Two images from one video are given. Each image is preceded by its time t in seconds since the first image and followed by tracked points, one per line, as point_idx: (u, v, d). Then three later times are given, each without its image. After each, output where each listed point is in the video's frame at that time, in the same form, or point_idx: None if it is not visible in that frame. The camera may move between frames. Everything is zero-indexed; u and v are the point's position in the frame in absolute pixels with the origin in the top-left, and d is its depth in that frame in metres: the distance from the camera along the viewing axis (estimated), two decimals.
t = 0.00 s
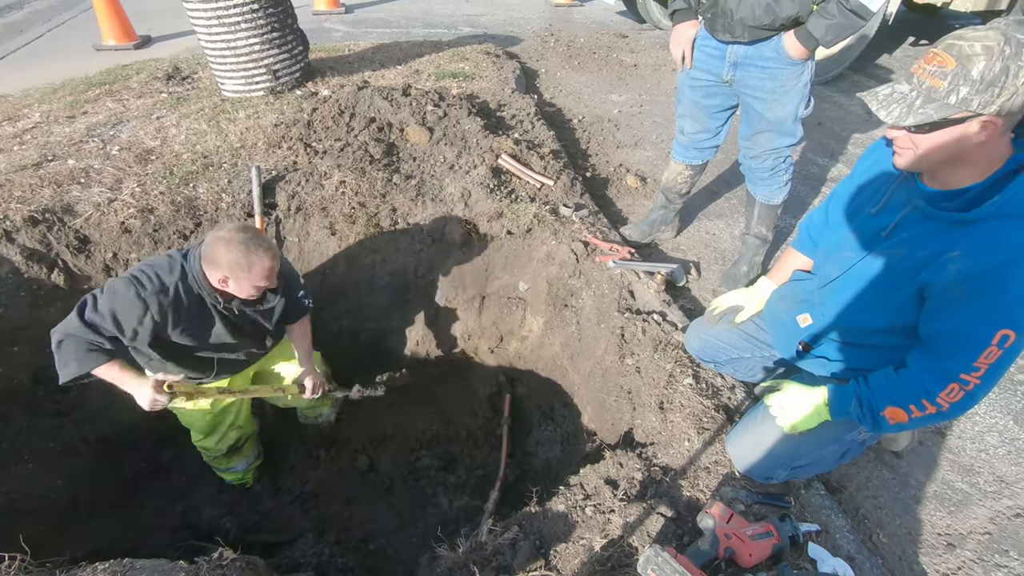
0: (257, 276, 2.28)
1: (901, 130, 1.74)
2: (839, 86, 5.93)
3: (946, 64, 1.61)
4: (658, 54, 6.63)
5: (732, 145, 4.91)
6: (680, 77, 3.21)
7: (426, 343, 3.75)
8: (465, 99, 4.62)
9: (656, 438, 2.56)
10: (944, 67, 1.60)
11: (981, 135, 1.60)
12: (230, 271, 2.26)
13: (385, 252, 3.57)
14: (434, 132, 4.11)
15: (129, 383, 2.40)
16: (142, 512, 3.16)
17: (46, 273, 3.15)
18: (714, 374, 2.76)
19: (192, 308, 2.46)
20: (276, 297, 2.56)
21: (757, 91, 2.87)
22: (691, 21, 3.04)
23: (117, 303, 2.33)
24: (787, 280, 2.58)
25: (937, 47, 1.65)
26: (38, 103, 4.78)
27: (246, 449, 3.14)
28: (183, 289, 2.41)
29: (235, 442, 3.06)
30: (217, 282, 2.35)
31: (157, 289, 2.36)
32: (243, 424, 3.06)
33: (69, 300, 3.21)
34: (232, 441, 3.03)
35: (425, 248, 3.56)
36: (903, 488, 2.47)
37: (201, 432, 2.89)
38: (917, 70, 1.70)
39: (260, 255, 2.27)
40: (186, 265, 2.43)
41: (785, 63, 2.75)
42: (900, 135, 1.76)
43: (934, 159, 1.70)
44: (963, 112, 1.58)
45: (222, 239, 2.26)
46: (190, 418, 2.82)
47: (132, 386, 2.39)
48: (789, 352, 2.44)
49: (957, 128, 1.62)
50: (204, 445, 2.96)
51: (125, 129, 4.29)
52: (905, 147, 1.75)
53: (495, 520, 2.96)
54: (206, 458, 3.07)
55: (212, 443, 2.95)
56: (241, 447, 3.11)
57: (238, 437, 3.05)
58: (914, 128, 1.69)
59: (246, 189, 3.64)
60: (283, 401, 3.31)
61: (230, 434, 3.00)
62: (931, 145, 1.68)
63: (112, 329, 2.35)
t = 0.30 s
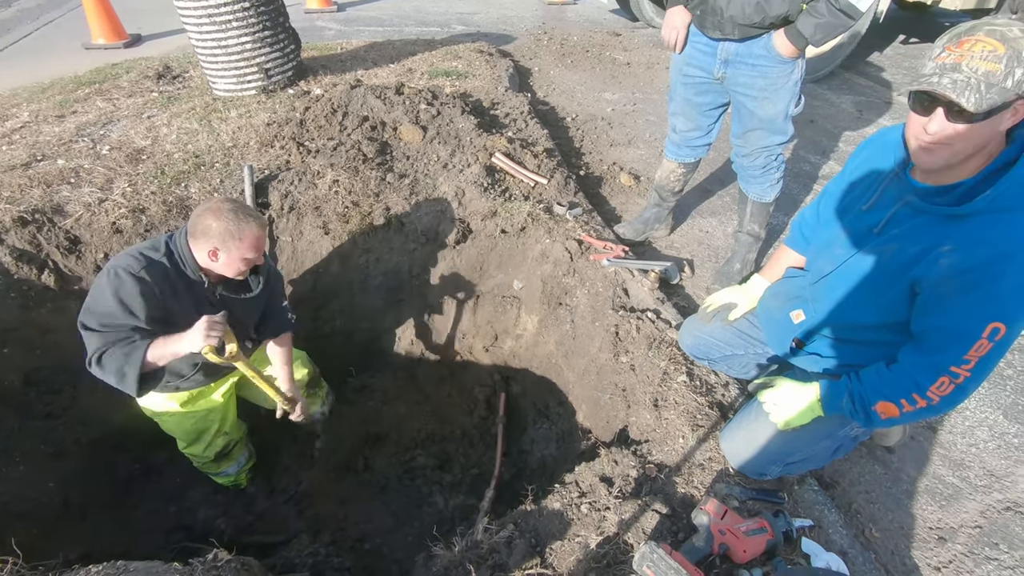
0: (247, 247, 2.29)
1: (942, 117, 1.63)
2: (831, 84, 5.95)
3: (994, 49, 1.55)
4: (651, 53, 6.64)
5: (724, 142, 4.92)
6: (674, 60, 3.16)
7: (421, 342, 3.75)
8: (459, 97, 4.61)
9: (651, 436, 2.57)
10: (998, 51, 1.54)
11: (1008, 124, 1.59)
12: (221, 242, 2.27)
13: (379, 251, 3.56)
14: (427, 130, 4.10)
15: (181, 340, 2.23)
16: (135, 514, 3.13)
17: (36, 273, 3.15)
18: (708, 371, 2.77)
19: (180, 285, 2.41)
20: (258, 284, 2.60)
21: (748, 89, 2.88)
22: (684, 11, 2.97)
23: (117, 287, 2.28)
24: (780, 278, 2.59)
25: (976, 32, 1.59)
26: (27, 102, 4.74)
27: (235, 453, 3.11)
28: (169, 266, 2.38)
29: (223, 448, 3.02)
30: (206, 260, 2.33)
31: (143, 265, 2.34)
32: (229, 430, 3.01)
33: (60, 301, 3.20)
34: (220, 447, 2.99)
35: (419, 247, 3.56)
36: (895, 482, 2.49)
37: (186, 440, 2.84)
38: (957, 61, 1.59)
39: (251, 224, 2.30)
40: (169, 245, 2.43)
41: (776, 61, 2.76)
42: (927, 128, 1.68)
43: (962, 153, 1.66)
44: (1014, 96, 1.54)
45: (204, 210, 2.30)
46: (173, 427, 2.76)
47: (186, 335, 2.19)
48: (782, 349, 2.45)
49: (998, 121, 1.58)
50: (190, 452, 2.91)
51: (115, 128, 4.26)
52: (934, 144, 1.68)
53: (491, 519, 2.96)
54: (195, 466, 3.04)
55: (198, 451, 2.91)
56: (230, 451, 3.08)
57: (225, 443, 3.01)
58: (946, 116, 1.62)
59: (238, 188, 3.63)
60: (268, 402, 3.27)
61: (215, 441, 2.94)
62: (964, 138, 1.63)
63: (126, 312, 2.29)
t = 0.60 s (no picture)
0: (218, 233, 2.25)
1: (968, 102, 1.61)
2: (826, 83, 5.97)
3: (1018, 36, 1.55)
4: (646, 52, 6.65)
5: (720, 142, 4.93)
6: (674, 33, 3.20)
7: (418, 342, 3.75)
8: (454, 97, 4.60)
9: (647, 434, 2.57)
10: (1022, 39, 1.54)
11: (1018, 117, 1.61)
12: (189, 229, 2.22)
13: (375, 251, 3.55)
14: (423, 130, 4.09)
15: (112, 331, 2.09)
16: (131, 516, 3.12)
17: (30, 274, 3.13)
18: (704, 370, 2.77)
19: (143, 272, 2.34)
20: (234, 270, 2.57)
21: (738, 89, 2.89)
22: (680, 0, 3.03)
23: (72, 269, 2.19)
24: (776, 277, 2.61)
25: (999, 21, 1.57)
26: (20, 101, 4.71)
27: (233, 457, 3.09)
28: (135, 253, 2.33)
29: (222, 451, 3.00)
30: (174, 247, 2.29)
31: (104, 251, 2.28)
32: (229, 434, 2.99)
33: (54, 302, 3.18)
34: (219, 451, 2.98)
35: (415, 247, 3.56)
36: (890, 480, 2.50)
37: (184, 444, 2.84)
38: (980, 49, 1.58)
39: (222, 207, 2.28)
40: (137, 235, 2.40)
41: (765, 62, 2.77)
42: (949, 117, 1.65)
43: (979, 145, 1.65)
44: None
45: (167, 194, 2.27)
46: (172, 431, 2.77)
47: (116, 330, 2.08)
48: (779, 346, 2.46)
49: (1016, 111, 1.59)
50: (189, 456, 2.91)
51: (109, 128, 4.24)
52: (954, 133, 1.65)
53: (488, 518, 2.96)
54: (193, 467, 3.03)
55: (196, 453, 2.90)
56: (229, 455, 3.05)
57: (224, 446, 3.00)
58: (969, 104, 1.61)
59: (233, 189, 3.63)
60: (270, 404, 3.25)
61: (214, 445, 2.93)
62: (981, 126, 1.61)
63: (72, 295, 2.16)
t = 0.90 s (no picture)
0: (236, 241, 2.24)
1: (978, 94, 1.60)
2: (823, 83, 5.99)
3: None
4: (643, 53, 6.66)
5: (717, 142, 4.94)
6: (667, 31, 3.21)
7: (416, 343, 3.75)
8: (452, 97, 4.61)
9: (645, 434, 2.57)
10: None
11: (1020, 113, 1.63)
12: (208, 238, 2.21)
13: (372, 251, 3.55)
14: (421, 130, 4.09)
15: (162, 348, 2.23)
16: (128, 518, 3.11)
17: (26, 275, 3.12)
18: (702, 369, 2.78)
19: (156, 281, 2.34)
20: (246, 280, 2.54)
21: (728, 90, 2.90)
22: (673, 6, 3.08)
23: (95, 284, 2.22)
24: (773, 276, 2.61)
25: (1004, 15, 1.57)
26: (17, 101, 4.70)
27: (234, 456, 3.09)
28: (153, 263, 2.34)
29: (224, 450, 3.01)
30: (191, 255, 2.27)
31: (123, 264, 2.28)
32: (232, 432, 3.01)
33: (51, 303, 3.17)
34: (221, 449, 2.98)
35: (413, 247, 3.55)
36: (888, 480, 2.51)
37: (189, 441, 2.83)
38: (988, 41, 1.58)
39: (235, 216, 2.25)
40: (153, 243, 2.38)
41: (754, 63, 2.78)
42: (959, 108, 1.64)
43: (985, 138, 1.65)
44: None
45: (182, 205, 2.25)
46: (178, 427, 2.76)
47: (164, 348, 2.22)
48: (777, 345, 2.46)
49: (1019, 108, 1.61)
50: (191, 453, 2.89)
51: (106, 128, 4.23)
52: (964, 127, 1.65)
53: (486, 519, 2.96)
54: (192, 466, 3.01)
55: (200, 451, 2.89)
56: (230, 454, 3.06)
57: (226, 444, 3.01)
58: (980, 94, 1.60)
59: (231, 189, 3.62)
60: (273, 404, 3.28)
61: (218, 442, 2.94)
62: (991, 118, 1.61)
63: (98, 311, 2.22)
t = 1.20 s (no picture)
0: (307, 228, 2.44)
1: (975, 91, 1.60)
2: (822, 83, 5.99)
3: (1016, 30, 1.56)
4: (642, 53, 6.67)
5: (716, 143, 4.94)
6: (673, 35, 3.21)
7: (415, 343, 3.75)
8: (451, 98, 4.60)
9: (645, 434, 2.58)
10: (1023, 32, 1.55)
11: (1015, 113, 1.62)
12: (283, 224, 2.38)
13: (372, 251, 3.55)
14: (420, 130, 4.09)
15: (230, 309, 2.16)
16: (126, 519, 3.10)
17: (24, 275, 3.12)
18: (701, 370, 2.78)
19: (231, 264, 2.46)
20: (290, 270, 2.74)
21: (734, 93, 2.89)
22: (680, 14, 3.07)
23: (177, 262, 2.33)
24: (771, 277, 2.62)
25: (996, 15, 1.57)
26: (15, 102, 4.69)
27: (238, 455, 3.10)
28: (224, 246, 2.46)
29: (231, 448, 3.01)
30: (264, 241, 2.44)
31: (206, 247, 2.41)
32: (241, 429, 3.02)
33: (49, 303, 3.17)
34: (229, 446, 2.98)
35: (413, 247, 3.57)
36: (886, 479, 2.51)
37: (205, 437, 2.83)
38: (982, 42, 1.58)
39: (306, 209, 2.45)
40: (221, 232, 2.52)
41: (761, 65, 2.77)
42: (954, 109, 1.64)
43: (981, 138, 1.66)
44: None
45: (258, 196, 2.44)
46: (195, 423, 2.74)
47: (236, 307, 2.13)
48: (775, 347, 2.47)
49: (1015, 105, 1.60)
50: (203, 449, 2.88)
51: (104, 128, 4.22)
52: (960, 128, 1.65)
53: (485, 519, 2.95)
54: (197, 464, 2.98)
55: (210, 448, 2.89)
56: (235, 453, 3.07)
57: (235, 441, 3.01)
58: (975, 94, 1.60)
59: (229, 190, 3.62)
60: (281, 403, 3.31)
61: (229, 439, 2.95)
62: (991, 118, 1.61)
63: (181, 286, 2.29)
